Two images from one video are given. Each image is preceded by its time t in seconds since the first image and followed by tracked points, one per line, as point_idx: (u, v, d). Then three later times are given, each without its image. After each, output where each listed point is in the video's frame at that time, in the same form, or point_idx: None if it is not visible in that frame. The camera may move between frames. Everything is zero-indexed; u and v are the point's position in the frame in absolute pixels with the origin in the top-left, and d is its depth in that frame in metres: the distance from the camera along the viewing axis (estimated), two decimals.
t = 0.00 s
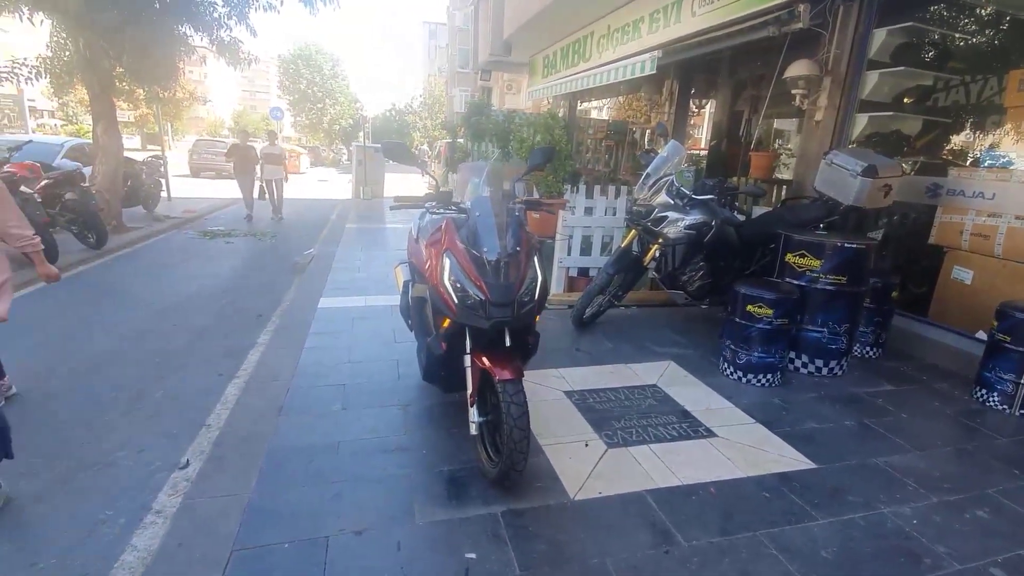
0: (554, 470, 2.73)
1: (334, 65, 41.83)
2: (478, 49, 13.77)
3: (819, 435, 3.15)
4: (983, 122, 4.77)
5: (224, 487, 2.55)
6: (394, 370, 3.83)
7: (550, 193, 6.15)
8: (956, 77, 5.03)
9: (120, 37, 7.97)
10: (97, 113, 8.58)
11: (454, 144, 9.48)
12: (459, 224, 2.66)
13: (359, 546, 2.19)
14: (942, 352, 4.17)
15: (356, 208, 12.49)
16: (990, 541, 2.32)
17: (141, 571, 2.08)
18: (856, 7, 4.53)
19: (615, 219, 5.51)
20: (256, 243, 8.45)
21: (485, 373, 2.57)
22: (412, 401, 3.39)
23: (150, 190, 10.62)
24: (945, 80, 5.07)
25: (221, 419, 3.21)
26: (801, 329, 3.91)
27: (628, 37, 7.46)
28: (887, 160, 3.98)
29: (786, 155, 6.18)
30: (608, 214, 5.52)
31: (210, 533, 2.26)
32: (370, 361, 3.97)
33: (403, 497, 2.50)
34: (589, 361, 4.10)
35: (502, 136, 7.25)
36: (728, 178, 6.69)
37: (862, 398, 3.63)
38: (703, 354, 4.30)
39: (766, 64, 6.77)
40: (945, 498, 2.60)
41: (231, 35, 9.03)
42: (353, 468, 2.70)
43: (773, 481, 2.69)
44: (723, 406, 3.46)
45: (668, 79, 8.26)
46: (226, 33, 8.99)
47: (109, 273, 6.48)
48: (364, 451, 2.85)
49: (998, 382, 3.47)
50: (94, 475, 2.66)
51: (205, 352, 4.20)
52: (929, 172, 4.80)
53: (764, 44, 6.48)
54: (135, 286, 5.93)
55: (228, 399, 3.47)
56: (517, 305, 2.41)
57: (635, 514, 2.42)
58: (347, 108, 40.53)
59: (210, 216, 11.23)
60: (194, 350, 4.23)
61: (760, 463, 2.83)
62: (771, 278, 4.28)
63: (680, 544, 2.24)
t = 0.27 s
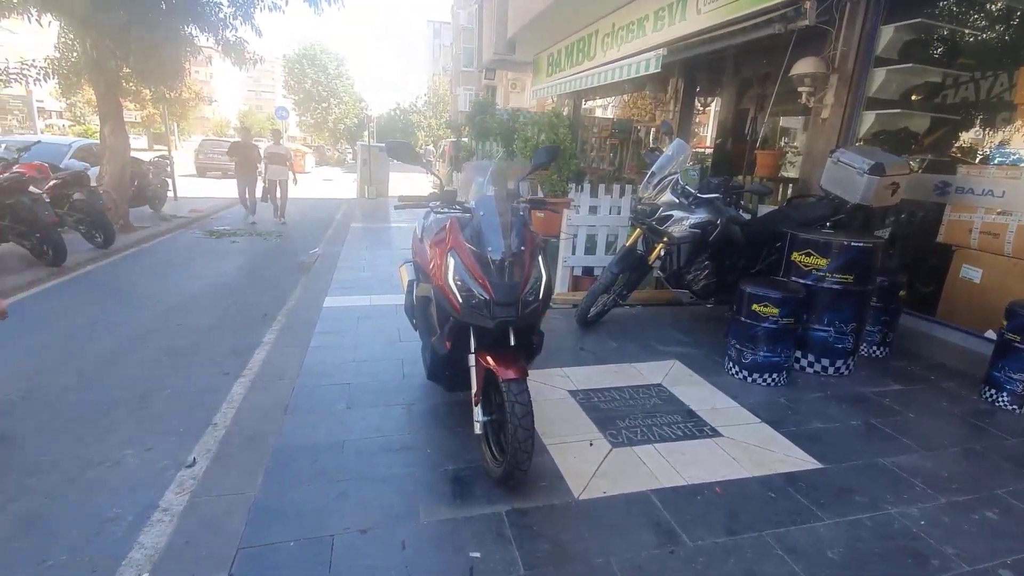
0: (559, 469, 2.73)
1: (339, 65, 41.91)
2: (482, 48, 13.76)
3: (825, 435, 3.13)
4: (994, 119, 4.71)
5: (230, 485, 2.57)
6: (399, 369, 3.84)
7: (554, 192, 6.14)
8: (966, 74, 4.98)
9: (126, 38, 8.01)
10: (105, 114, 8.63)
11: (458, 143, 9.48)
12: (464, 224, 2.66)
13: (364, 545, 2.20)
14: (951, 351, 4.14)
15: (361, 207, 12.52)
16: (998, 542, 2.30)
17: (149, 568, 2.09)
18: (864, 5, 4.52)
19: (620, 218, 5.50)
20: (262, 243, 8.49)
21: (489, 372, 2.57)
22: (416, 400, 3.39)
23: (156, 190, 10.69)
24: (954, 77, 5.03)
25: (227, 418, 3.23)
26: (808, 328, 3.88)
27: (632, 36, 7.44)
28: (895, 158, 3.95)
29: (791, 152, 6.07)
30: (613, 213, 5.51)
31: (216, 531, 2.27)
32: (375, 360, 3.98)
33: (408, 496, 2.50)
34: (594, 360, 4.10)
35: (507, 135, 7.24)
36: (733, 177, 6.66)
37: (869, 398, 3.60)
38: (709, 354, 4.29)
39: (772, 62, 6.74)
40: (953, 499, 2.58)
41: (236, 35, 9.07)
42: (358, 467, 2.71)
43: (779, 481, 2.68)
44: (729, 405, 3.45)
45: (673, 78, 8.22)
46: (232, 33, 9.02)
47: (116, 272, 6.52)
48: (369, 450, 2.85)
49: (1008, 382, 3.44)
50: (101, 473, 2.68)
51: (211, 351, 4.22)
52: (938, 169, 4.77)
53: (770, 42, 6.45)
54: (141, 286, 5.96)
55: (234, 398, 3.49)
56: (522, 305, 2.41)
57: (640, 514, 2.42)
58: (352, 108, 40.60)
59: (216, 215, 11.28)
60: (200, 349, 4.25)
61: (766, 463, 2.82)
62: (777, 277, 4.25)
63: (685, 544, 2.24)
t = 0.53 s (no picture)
0: (562, 468, 2.74)
1: (342, 65, 41.98)
2: (484, 48, 13.77)
3: (828, 434, 3.13)
4: (1000, 116, 4.71)
5: (236, 484, 2.59)
6: (402, 369, 3.85)
7: (557, 192, 6.14)
8: (971, 71, 4.93)
9: (131, 40, 8.05)
10: (110, 116, 8.68)
11: (461, 143, 9.49)
12: (466, 224, 2.67)
13: (368, 543, 2.22)
14: (955, 350, 4.12)
15: (365, 208, 12.56)
16: (1002, 541, 2.30)
17: (156, 566, 2.12)
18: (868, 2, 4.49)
19: (623, 218, 5.50)
20: (266, 243, 8.52)
21: (492, 372, 2.58)
22: (420, 400, 3.41)
23: (161, 191, 10.76)
24: (959, 74, 4.97)
25: (232, 417, 3.25)
26: (811, 327, 3.88)
27: (635, 34, 7.44)
28: (899, 156, 3.94)
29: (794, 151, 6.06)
30: (616, 212, 5.51)
31: (222, 529, 2.29)
32: (378, 360, 4.00)
33: (411, 494, 2.52)
34: (597, 359, 4.10)
35: (510, 135, 7.25)
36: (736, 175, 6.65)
37: (873, 397, 3.60)
38: (712, 353, 4.28)
39: (775, 61, 6.72)
40: (956, 498, 2.58)
41: (240, 36, 9.11)
42: (362, 466, 2.72)
43: (782, 480, 2.68)
44: (732, 405, 3.45)
45: (676, 76, 8.21)
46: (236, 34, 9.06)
47: (121, 273, 6.56)
48: (373, 449, 2.87)
49: (1013, 380, 3.43)
50: (108, 472, 2.70)
51: (216, 351, 4.25)
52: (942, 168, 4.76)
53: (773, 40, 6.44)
54: (147, 286, 6.00)
55: (239, 397, 3.51)
56: (525, 304, 2.42)
57: (643, 512, 2.43)
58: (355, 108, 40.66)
59: (221, 216, 11.34)
60: (205, 349, 4.28)
61: (769, 462, 2.82)
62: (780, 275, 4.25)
63: (687, 543, 2.25)
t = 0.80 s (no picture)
0: (562, 470, 2.75)
1: (342, 67, 42.05)
2: (484, 49, 13.80)
3: (828, 435, 3.14)
4: (999, 116, 4.75)
5: (238, 486, 2.60)
6: (404, 371, 3.87)
7: (558, 194, 6.15)
8: (971, 71, 4.96)
9: (133, 43, 8.09)
10: (112, 119, 8.71)
11: (462, 145, 9.51)
12: (466, 227, 2.69)
13: (370, 544, 2.23)
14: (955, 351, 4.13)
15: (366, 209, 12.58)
16: (1000, 541, 2.31)
17: (160, 568, 2.13)
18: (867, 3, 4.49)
19: (623, 219, 5.52)
20: (267, 245, 8.55)
21: (493, 374, 2.59)
22: (421, 402, 3.43)
23: (163, 193, 10.79)
24: (958, 75, 4.99)
25: (234, 419, 3.27)
26: (811, 328, 3.89)
27: (634, 36, 7.47)
28: (898, 157, 3.95)
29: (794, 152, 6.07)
30: (616, 214, 5.53)
31: (225, 530, 2.31)
32: (380, 362, 4.01)
33: (413, 496, 2.53)
34: (597, 361, 4.11)
35: (510, 137, 7.27)
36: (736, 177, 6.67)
37: (873, 398, 3.61)
38: (712, 354, 4.30)
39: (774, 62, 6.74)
40: (955, 499, 2.59)
41: (241, 39, 9.16)
42: (364, 468, 2.74)
43: (781, 481, 2.69)
44: (732, 406, 3.46)
45: (676, 78, 8.23)
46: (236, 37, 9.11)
47: (124, 275, 6.59)
48: (375, 451, 2.88)
49: (1012, 382, 3.44)
50: (111, 475, 2.72)
51: (219, 353, 4.27)
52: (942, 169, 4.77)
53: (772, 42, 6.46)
54: (149, 289, 6.02)
55: (241, 400, 3.53)
56: (525, 307, 2.43)
57: (643, 514, 2.44)
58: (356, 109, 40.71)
59: (222, 218, 11.37)
60: (208, 351, 4.30)
61: (769, 464, 2.83)
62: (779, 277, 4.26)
63: (687, 544, 2.26)
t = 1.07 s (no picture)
0: (567, 472, 2.75)
1: (343, 69, 42.13)
2: (486, 52, 13.81)
3: (832, 436, 3.13)
4: (1001, 116, 4.74)
5: (243, 489, 2.60)
6: (407, 373, 3.87)
7: (560, 196, 6.16)
8: (973, 72, 4.95)
9: (136, 47, 8.11)
10: (114, 122, 8.73)
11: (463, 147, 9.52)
12: (471, 229, 2.68)
13: (375, 547, 2.23)
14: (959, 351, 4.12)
15: (368, 211, 12.60)
16: (1006, 543, 2.30)
17: (165, 571, 2.14)
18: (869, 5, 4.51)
19: (625, 221, 5.52)
20: (270, 248, 8.56)
21: (497, 377, 2.59)
22: (425, 404, 3.43)
23: (166, 196, 10.82)
24: (961, 76, 4.98)
25: (239, 422, 3.27)
26: (815, 329, 3.88)
27: (636, 38, 7.48)
28: (901, 159, 3.94)
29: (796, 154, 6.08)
30: (618, 216, 5.53)
31: (231, 533, 2.31)
32: (383, 364, 4.01)
33: (418, 498, 2.53)
34: (600, 363, 4.11)
35: (512, 139, 7.28)
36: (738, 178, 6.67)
37: (877, 399, 3.60)
38: (715, 356, 4.29)
39: (777, 64, 6.74)
40: (961, 500, 2.58)
41: (243, 42, 9.18)
42: (369, 470, 2.74)
43: (787, 483, 2.69)
44: (736, 408, 3.45)
45: (677, 79, 8.23)
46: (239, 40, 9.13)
47: (127, 278, 6.60)
48: (379, 453, 2.89)
49: (1016, 383, 3.43)
50: (117, 477, 2.72)
51: (222, 356, 4.27)
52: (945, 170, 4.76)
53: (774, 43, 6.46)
54: (152, 291, 6.03)
55: (246, 402, 3.53)
56: (530, 309, 2.43)
57: (648, 516, 2.43)
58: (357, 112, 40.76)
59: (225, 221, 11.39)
60: (211, 354, 4.30)
61: (774, 466, 2.83)
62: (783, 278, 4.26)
63: (693, 546, 2.25)
